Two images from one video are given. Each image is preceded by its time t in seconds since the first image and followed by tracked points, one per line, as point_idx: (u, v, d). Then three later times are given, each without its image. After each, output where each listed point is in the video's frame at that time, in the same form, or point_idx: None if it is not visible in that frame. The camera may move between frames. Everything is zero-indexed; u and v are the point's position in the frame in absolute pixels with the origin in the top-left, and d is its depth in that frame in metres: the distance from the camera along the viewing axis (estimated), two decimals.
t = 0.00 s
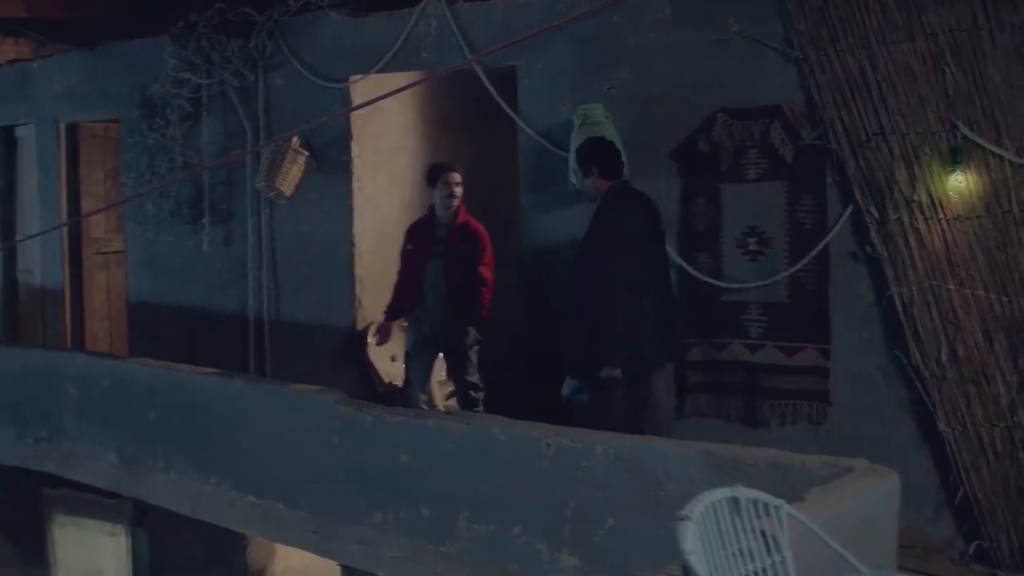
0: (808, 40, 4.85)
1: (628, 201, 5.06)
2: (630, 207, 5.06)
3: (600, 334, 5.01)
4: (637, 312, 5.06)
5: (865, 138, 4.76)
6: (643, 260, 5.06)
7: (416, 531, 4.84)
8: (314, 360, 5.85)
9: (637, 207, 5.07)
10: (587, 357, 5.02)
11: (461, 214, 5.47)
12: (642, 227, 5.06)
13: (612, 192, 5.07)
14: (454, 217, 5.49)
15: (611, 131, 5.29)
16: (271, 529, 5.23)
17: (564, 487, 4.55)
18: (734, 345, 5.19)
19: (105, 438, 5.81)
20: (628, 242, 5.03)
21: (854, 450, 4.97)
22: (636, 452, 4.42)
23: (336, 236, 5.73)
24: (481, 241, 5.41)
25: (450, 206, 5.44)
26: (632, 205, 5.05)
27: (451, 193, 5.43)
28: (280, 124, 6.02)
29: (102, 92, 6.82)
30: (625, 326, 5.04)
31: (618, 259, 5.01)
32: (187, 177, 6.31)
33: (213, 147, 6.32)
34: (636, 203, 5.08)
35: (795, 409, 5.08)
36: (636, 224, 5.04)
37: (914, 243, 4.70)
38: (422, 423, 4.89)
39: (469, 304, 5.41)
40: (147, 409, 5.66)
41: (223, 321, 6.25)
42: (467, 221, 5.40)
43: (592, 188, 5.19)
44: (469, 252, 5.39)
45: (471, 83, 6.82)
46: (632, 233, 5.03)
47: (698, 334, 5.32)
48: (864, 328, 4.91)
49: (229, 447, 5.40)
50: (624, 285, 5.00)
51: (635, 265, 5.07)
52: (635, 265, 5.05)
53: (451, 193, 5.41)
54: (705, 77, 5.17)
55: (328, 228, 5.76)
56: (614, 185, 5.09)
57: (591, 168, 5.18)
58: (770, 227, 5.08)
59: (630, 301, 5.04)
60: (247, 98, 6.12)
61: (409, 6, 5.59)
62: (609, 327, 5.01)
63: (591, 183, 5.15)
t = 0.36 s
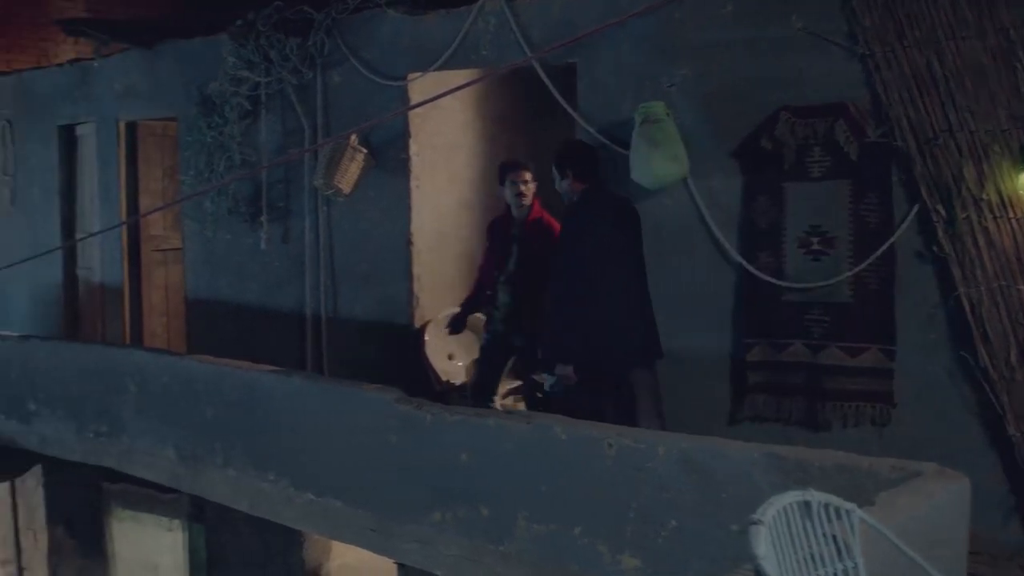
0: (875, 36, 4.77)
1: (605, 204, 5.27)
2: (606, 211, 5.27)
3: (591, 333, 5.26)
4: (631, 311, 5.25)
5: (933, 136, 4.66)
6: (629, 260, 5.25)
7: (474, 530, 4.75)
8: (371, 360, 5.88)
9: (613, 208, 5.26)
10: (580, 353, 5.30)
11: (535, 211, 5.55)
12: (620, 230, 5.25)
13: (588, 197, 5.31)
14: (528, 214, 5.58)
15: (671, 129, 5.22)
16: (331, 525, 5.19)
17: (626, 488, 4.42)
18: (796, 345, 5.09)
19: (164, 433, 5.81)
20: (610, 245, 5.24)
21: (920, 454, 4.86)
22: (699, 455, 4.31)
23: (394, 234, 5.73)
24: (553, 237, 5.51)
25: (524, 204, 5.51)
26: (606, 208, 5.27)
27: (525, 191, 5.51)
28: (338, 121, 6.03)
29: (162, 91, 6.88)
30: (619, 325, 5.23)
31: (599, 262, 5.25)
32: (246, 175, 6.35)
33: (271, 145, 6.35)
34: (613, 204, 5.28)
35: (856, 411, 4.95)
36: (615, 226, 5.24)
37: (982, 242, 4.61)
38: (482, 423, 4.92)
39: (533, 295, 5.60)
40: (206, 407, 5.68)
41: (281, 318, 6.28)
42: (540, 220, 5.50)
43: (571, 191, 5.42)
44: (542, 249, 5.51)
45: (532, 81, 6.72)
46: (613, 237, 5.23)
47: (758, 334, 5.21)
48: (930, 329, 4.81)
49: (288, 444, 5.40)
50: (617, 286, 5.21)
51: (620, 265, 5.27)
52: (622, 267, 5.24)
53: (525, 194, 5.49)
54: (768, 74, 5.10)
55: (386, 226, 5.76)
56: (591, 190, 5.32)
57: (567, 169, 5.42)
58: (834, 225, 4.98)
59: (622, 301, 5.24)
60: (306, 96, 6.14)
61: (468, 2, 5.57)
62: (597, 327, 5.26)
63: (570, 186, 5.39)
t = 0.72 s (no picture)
0: (947, 31, 4.68)
1: (609, 199, 5.30)
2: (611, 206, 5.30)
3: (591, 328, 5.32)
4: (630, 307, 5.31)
5: (1009, 133, 4.53)
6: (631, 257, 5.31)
7: (537, 530, 4.70)
8: (433, 359, 5.89)
9: (618, 204, 5.30)
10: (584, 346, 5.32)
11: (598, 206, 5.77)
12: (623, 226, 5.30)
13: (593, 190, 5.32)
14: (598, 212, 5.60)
15: (738, 126, 5.16)
16: (392, 524, 5.25)
17: (695, 489, 4.16)
18: (864, 346, 5.00)
19: (227, 429, 5.79)
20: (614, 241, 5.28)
21: (991, 457, 4.77)
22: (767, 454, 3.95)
23: (457, 233, 5.72)
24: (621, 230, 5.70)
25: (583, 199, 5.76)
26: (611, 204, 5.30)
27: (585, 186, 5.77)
28: (401, 119, 6.02)
29: (224, 89, 6.92)
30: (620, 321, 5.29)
31: (600, 259, 5.30)
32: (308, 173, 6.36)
33: (333, 143, 6.36)
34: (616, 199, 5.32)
35: (925, 415, 4.87)
36: (618, 223, 5.29)
37: None
38: (546, 425, 4.69)
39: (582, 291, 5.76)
40: (268, 404, 5.62)
41: (342, 315, 6.29)
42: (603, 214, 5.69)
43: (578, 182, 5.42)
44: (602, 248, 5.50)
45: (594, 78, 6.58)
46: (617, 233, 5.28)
47: (825, 335, 5.14)
48: (1002, 330, 4.73)
49: (350, 441, 5.37)
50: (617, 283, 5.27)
51: (620, 262, 5.31)
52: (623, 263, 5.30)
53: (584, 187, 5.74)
54: (837, 71, 5.02)
55: (449, 224, 5.75)
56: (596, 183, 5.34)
57: (574, 160, 5.42)
58: (904, 225, 4.89)
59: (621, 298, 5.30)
60: (368, 94, 6.14)
61: None
62: (598, 324, 5.30)
63: (578, 177, 5.38)
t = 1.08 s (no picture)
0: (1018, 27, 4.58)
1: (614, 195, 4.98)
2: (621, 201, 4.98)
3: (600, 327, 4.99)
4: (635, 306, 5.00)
5: None
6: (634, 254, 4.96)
7: (598, 532, 4.64)
8: (490, 358, 5.86)
9: (621, 200, 4.96)
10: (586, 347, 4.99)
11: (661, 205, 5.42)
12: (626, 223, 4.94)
13: (601, 187, 4.97)
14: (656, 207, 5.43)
15: (802, 125, 5.08)
16: (450, 524, 5.23)
17: (758, 490, 3.99)
18: (932, 348, 4.93)
19: (282, 427, 5.76)
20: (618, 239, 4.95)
21: None
22: (830, 458, 3.76)
23: (515, 231, 5.69)
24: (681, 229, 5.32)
25: (647, 195, 5.42)
26: (615, 201, 4.95)
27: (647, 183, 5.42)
28: (459, 118, 6.01)
29: (282, 88, 6.94)
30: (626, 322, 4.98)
31: (605, 257, 4.96)
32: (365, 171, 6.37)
33: (390, 141, 6.36)
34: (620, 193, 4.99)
35: (994, 419, 4.78)
36: (622, 220, 4.94)
37: None
38: (608, 424, 4.56)
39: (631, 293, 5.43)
40: (325, 402, 5.58)
41: (399, 313, 6.29)
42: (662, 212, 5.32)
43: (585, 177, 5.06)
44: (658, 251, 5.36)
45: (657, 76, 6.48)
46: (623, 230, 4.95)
47: (891, 336, 5.05)
48: None
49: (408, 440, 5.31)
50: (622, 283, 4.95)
51: (625, 260, 4.98)
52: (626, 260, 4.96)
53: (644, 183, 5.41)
54: (905, 67, 4.93)
55: (507, 223, 5.73)
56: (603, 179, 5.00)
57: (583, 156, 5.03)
58: (973, 225, 4.79)
59: (628, 299, 4.98)
60: (426, 92, 6.13)
61: None
62: (603, 324, 4.98)
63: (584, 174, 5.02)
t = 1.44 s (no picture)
0: None
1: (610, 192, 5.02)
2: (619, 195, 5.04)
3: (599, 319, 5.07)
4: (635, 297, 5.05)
5: None
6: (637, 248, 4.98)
7: (651, 534, 4.57)
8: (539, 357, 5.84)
9: (621, 199, 4.98)
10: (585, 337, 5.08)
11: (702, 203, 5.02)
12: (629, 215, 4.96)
13: (598, 184, 5.01)
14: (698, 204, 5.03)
15: (859, 123, 5.00)
16: (501, 524, 5.19)
17: (815, 494, 3.93)
18: (992, 349, 4.85)
19: (331, 425, 5.75)
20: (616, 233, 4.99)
21: None
22: (891, 462, 3.68)
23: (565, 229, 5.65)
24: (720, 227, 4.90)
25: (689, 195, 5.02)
26: (614, 199, 4.98)
27: (686, 181, 4.96)
28: (509, 115, 5.99)
29: (330, 86, 6.95)
30: (625, 317, 5.05)
31: (605, 255, 4.99)
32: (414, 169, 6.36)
33: (439, 139, 6.35)
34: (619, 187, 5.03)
35: None
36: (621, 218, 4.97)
37: None
38: (660, 425, 4.49)
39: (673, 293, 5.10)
40: (374, 400, 5.56)
41: (448, 311, 6.27)
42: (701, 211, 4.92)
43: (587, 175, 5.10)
44: (702, 248, 4.98)
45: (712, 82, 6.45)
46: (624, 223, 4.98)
47: (950, 337, 4.97)
48: None
49: (457, 440, 5.27)
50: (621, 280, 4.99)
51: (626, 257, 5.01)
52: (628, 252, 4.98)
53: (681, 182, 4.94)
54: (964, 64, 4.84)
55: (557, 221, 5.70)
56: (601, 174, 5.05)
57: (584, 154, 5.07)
58: None
59: (626, 293, 5.02)
60: (476, 90, 6.12)
61: None
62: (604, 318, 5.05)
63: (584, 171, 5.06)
